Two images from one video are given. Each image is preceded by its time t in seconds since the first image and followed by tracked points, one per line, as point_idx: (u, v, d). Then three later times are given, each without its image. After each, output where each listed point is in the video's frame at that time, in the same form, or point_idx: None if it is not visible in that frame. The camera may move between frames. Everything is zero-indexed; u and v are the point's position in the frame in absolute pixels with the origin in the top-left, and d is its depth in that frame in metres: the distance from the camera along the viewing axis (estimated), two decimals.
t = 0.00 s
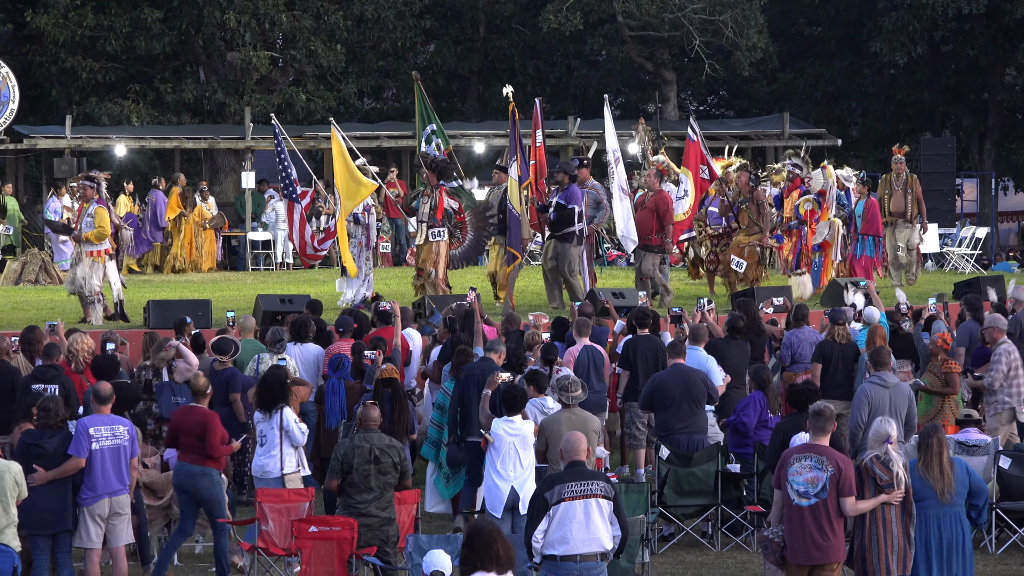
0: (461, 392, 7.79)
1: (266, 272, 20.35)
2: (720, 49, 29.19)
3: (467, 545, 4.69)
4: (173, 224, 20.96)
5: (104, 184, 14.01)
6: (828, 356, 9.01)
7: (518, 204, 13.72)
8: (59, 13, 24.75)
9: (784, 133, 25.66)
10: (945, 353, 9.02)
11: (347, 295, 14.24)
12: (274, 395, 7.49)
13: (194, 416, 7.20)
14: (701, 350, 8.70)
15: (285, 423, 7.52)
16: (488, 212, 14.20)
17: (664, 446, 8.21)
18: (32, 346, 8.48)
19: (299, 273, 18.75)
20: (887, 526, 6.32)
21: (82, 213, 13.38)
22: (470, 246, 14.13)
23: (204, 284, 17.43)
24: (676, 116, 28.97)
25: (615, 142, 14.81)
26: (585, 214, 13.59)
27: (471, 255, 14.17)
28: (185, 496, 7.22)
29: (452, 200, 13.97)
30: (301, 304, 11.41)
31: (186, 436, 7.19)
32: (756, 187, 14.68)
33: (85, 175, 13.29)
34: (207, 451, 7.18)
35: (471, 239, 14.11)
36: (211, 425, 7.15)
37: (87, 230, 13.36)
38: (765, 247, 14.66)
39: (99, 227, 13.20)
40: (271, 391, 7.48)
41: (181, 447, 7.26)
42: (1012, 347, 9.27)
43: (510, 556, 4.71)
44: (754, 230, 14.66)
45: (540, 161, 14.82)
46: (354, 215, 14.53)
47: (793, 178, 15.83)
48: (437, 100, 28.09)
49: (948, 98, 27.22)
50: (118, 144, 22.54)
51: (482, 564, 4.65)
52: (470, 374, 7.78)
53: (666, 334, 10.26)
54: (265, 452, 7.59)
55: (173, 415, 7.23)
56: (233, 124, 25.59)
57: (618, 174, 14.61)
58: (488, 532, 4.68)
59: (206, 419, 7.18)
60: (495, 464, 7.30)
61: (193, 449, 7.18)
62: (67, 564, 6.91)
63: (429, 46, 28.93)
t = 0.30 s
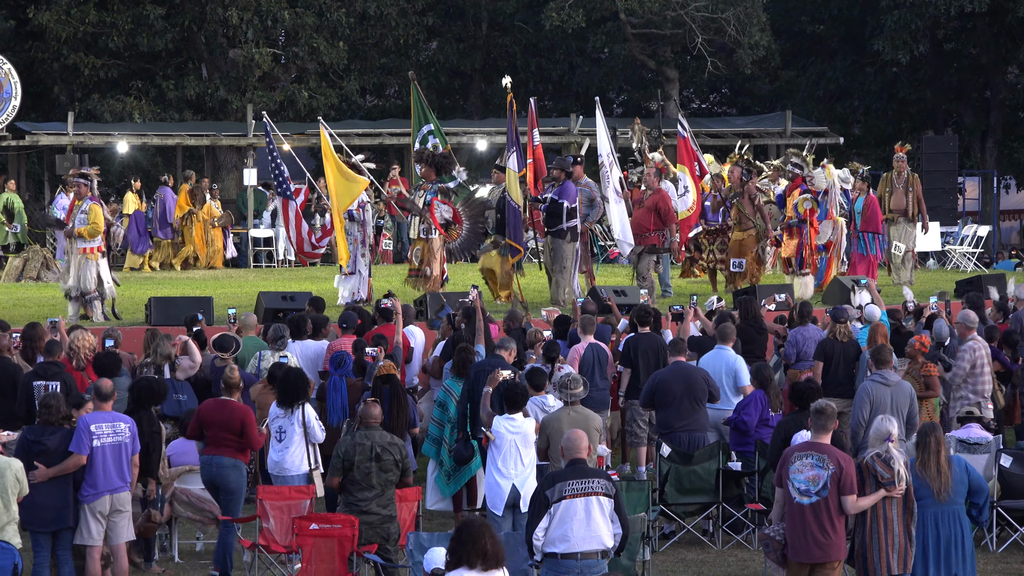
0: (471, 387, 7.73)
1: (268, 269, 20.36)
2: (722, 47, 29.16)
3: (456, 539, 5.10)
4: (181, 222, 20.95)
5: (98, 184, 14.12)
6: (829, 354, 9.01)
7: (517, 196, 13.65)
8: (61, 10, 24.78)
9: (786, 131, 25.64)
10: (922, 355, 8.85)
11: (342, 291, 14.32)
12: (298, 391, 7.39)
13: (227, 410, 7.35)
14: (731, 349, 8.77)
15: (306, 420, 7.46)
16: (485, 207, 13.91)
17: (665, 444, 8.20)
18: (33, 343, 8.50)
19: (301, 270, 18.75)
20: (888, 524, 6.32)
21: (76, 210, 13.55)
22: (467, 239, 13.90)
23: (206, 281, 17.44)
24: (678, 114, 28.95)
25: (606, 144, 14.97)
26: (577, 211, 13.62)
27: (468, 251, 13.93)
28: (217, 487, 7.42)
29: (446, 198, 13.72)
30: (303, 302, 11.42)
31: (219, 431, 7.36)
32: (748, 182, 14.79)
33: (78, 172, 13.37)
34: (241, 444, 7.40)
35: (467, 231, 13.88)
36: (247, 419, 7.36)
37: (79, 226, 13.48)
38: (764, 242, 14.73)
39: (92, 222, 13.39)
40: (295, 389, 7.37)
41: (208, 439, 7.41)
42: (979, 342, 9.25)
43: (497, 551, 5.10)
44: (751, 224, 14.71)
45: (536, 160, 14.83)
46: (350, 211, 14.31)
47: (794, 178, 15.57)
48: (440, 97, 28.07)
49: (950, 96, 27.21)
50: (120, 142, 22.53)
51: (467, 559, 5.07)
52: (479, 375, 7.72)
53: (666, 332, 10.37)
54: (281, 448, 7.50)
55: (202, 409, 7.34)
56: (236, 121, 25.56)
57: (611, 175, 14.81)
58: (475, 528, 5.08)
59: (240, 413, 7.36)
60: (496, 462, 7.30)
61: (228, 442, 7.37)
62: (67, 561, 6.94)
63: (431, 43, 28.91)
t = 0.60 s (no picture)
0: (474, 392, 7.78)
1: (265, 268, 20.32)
2: (720, 47, 29.16)
3: (445, 527, 5.20)
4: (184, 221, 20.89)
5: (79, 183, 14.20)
6: (826, 354, 9.01)
7: (513, 193, 13.59)
8: (59, 9, 24.74)
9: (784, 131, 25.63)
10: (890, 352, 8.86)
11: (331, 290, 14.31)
12: (309, 393, 7.38)
13: (244, 413, 7.40)
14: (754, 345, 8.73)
15: (315, 420, 7.45)
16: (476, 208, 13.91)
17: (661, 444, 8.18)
18: (31, 342, 8.50)
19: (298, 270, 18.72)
20: (885, 524, 6.33)
21: (63, 207, 13.54)
22: (457, 240, 13.90)
23: (203, 280, 17.40)
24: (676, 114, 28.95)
25: (597, 145, 14.94)
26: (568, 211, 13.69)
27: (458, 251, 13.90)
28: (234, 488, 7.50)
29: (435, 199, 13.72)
30: (300, 302, 11.40)
31: (237, 432, 7.42)
32: (742, 180, 14.86)
33: (62, 171, 13.46)
34: (259, 445, 7.45)
35: (457, 232, 13.88)
36: (264, 420, 7.41)
37: (68, 223, 13.48)
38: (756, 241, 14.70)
39: (82, 218, 13.39)
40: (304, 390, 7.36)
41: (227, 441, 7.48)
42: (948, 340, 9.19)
43: (485, 537, 5.19)
44: (743, 221, 14.71)
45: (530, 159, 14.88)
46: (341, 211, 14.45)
47: (788, 178, 15.71)
48: (437, 97, 28.06)
49: (948, 96, 27.21)
50: (118, 141, 22.51)
51: (456, 546, 5.16)
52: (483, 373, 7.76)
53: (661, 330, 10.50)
54: (290, 448, 7.51)
55: (220, 412, 7.39)
56: (233, 120, 25.54)
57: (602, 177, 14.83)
58: (463, 516, 5.17)
59: (257, 414, 7.41)
60: (493, 462, 7.30)
61: (247, 442, 7.43)
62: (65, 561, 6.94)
63: (428, 43, 28.90)
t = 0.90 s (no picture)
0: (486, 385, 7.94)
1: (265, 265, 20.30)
2: (719, 44, 29.15)
3: (432, 521, 5.07)
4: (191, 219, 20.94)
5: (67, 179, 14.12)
6: (825, 351, 9.04)
7: (507, 192, 13.31)
8: (58, 5, 24.70)
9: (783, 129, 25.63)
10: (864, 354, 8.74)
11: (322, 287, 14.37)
12: (318, 388, 7.45)
13: (260, 406, 7.41)
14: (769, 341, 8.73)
15: (329, 412, 7.59)
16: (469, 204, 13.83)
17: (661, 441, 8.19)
18: (31, 338, 8.49)
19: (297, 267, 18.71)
20: (885, 521, 6.34)
21: (52, 203, 13.57)
22: (451, 236, 13.79)
23: (203, 277, 17.39)
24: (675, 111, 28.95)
25: (594, 140, 14.73)
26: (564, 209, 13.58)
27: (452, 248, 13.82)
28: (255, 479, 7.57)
29: (427, 195, 13.70)
30: (299, 298, 11.39)
31: (256, 425, 7.45)
32: (741, 180, 14.94)
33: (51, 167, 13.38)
34: (277, 438, 7.48)
35: (450, 229, 13.78)
36: (280, 413, 7.41)
37: (60, 219, 13.51)
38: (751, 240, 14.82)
39: (74, 215, 13.41)
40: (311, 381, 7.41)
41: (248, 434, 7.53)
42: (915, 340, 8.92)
43: (472, 532, 5.05)
44: (738, 221, 14.85)
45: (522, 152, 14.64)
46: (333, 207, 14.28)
47: (783, 175, 15.61)
48: (436, 94, 28.05)
49: (947, 94, 27.21)
50: (117, 137, 22.50)
51: (444, 540, 5.03)
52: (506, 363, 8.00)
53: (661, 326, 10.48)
54: (303, 440, 7.58)
55: (238, 406, 7.42)
56: (232, 116, 25.52)
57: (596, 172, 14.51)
58: (449, 511, 5.03)
59: (272, 406, 7.40)
60: (493, 459, 7.31)
61: (264, 436, 7.47)
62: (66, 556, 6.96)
63: (428, 39, 28.93)
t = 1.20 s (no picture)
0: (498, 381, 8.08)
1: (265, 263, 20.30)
2: (720, 42, 29.14)
3: (408, 519, 5.13)
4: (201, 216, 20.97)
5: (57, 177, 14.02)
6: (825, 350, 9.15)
7: (506, 190, 13.46)
8: (58, 3, 24.72)
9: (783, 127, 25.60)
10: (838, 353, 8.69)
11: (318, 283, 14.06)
12: (329, 384, 7.50)
13: (285, 404, 7.25)
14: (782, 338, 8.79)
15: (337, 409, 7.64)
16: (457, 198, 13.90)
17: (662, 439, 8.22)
18: (31, 336, 8.49)
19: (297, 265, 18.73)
20: (885, 518, 6.35)
21: (43, 205, 13.48)
22: (441, 230, 13.81)
23: (203, 275, 17.38)
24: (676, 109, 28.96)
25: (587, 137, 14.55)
26: (559, 206, 13.74)
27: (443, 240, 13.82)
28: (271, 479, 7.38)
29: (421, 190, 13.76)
30: (300, 296, 11.39)
31: (279, 424, 7.28)
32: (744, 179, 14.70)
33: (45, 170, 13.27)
34: (300, 437, 7.31)
35: (439, 223, 13.79)
36: (305, 413, 7.26)
37: (51, 222, 13.43)
38: (751, 239, 14.74)
39: (63, 218, 13.35)
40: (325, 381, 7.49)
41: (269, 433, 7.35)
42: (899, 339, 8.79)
43: (447, 527, 5.11)
44: (740, 221, 14.75)
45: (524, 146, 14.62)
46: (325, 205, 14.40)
47: (777, 172, 15.73)
48: (437, 92, 28.06)
49: (948, 92, 27.19)
50: (118, 135, 22.50)
51: (420, 536, 5.08)
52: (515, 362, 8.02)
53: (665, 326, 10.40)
54: (318, 441, 7.64)
55: (261, 405, 7.24)
56: (233, 114, 25.51)
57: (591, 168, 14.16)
58: (423, 505, 5.11)
59: (298, 406, 7.26)
60: (494, 457, 7.30)
61: (287, 434, 7.30)
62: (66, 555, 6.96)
63: (429, 37, 28.95)
